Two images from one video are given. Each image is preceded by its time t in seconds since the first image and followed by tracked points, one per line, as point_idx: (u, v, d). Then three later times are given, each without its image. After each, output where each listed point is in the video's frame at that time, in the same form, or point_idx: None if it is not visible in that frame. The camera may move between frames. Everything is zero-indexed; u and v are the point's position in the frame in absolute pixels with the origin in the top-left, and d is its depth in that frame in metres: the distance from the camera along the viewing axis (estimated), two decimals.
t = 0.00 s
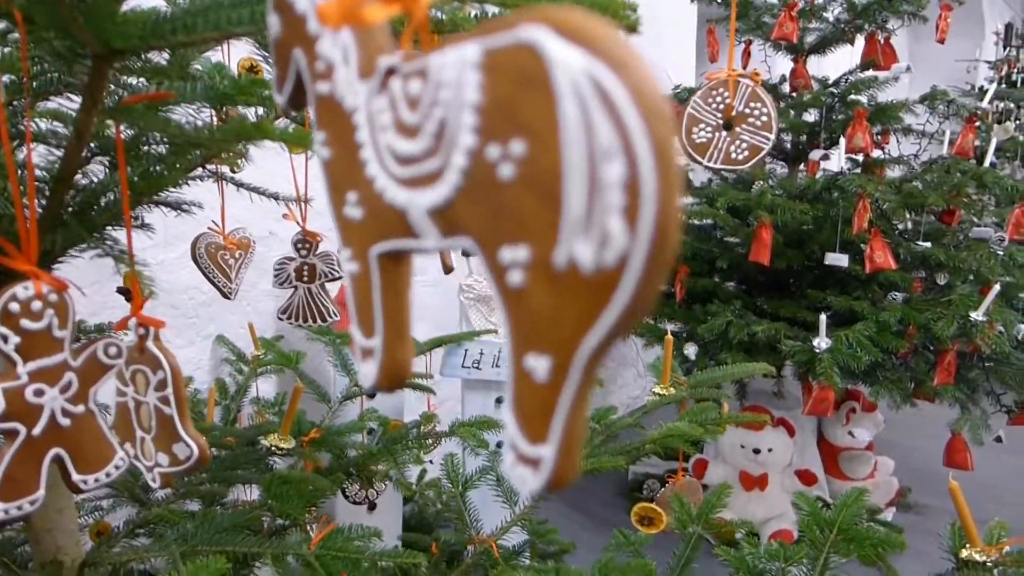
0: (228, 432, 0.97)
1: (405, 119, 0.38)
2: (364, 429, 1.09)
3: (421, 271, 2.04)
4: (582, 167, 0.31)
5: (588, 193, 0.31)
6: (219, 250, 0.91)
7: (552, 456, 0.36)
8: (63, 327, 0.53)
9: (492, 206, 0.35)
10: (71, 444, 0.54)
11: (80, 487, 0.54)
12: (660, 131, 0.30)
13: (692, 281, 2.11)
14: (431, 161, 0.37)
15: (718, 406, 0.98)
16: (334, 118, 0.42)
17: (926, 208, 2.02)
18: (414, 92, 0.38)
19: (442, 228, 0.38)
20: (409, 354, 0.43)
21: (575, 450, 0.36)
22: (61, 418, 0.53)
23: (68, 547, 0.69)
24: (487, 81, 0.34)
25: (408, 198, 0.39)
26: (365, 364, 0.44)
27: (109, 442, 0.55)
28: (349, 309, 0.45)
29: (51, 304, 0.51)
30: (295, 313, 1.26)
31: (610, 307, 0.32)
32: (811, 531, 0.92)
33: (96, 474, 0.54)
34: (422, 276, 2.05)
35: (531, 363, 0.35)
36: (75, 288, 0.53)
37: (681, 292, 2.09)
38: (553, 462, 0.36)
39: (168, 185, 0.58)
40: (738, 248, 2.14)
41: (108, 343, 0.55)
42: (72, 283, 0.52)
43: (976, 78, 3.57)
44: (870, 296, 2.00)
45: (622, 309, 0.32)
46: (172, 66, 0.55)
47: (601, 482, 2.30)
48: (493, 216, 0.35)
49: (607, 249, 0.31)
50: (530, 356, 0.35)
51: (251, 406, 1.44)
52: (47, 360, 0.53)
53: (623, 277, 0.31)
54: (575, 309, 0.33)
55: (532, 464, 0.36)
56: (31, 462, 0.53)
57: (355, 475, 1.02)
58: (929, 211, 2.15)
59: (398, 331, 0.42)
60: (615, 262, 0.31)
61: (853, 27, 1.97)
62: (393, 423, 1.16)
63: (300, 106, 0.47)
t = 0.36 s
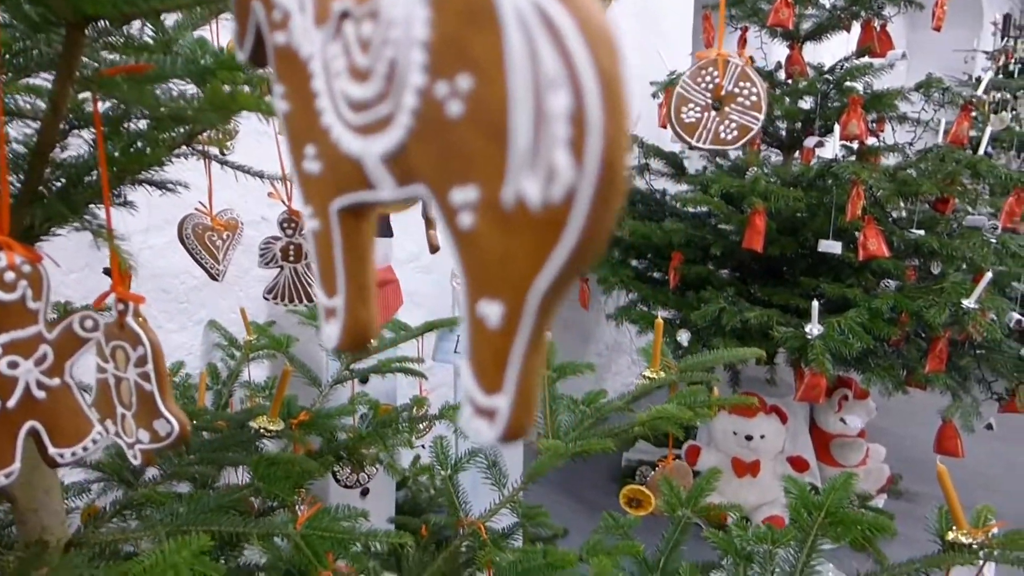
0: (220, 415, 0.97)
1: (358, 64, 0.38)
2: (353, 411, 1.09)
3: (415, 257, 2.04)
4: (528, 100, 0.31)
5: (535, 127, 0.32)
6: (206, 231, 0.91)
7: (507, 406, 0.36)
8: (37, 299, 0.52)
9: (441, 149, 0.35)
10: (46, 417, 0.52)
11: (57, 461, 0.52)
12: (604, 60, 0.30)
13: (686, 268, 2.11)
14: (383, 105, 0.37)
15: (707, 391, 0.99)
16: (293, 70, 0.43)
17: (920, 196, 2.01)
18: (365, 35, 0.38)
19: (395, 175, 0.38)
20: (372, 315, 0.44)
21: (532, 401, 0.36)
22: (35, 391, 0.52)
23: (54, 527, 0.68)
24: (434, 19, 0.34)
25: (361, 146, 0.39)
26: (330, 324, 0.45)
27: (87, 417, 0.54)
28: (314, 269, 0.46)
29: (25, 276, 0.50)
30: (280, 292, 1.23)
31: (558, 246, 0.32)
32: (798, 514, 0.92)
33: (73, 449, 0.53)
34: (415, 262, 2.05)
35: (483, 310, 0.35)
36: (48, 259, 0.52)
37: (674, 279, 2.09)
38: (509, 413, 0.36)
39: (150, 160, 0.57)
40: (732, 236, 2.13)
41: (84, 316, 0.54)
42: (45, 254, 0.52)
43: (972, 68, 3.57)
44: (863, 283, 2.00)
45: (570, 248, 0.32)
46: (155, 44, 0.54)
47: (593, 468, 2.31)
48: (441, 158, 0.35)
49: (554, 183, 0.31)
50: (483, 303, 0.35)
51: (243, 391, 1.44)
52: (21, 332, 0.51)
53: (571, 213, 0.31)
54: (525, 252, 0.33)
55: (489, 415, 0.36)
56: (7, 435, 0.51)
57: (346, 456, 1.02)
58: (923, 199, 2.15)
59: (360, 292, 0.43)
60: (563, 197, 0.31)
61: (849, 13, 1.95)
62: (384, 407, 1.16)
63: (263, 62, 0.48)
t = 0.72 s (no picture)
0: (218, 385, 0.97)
1: None
2: (352, 382, 1.09)
3: (414, 232, 2.04)
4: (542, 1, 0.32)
5: (548, 29, 0.32)
6: (205, 197, 0.90)
7: (516, 327, 0.36)
8: (33, 250, 0.51)
9: (449, 61, 0.36)
10: (42, 369, 0.51)
11: (53, 415, 0.51)
12: None
13: (686, 248, 2.10)
14: (388, 20, 0.38)
15: (707, 362, 0.98)
16: None
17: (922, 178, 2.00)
18: None
19: (400, 95, 0.38)
20: (370, 252, 0.45)
21: (539, 321, 0.37)
22: (31, 343, 0.51)
23: (51, 489, 0.68)
24: None
25: (364, 65, 0.39)
26: (330, 260, 0.45)
27: (83, 373, 0.53)
28: (312, 205, 0.46)
29: (19, 225, 0.50)
30: (279, 257, 1.23)
31: (571, 151, 0.33)
32: (795, 489, 0.92)
33: (69, 402, 0.52)
34: (415, 238, 2.04)
35: (492, 228, 0.35)
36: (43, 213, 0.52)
37: (674, 258, 2.09)
38: (517, 335, 0.36)
39: (147, 118, 0.56)
40: (733, 215, 2.13)
41: (80, 269, 0.53)
42: (39, 207, 0.51)
43: (978, 52, 3.54)
44: (864, 265, 2.00)
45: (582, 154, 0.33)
46: (153, 1, 0.53)
47: (590, 446, 2.31)
48: (449, 70, 0.36)
49: (567, 85, 0.32)
50: (491, 220, 0.35)
51: (242, 362, 1.44)
52: (16, 283, 0.50)
53: (585, 115, 0.32)
54: (537, 161, 0.34)
55: (497, 336, 0.37)
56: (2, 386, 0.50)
57: (343, 426, 1.02)
58: (925, 181, 2.14)
59: (361, 227, 0.44)
60: (577, 98, 0.32)
61: None
62: (382, 378, 1.16)
63: None
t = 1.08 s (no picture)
0: (234, 354, 0.97)
1: None
2: (367, 350, 1.09)
3: (427, 205, 2.03)
4: None
5: None
6: (221, 162, 0.90)
7: (571, 237, 0.36)
8: (57, 200, 0.51)
9: None
10: (66, 320, 0.52)
11: (77, 365, 0.51)
12: None
13: (700, 222, 2.09)
14: None
15: (725, 332, 0.97)
16: None
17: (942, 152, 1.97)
18: None
19: (452, 4, 0.38)
20: (404, 178, 0.44)
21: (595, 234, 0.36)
22: (56, 294, 0.51)
23: (72, 449, 0.69)
24: None
25: None
26: (366, 188, 0.45)
27: (108, 325, 0.53)
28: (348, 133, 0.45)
29: (42, 173, 0.50)
30: (297, 220, 1.24)
31: (638, 44, 0.32)
32: (812, 460, 0.92)
33: (93, 354, 0.52)
34: (427, 211, 2.04)
35: (548, 132, 0.35)
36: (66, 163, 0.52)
37: (688, 233, 2.07)
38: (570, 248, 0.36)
39: (166, 74, 0.56)
40: (748, 190, 2.10)
41: (104, 221, 0.52)
42: (63, 157, 0.51)
43: (1000, 26, 3.47)
44: (880, 240, 1.98)
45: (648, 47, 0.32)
46: None
47: (602, 421, 2.32)
48: None
49: None
50: (549, 124, 0.35)
51: (257, 332, 1.44)
52: (41, 232, 0.50)
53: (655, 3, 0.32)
54: (600, 58, 0.33)
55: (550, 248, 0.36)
56: (27, 336, 0.50)
57: (358, 394, 1.02)
58: (944, 156, 2.11)
59: (397, 157, 0.44)
60: None
61: None
62: (397, 347, 1.16)
63: None
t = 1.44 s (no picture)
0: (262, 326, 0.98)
1: None
2: (394, 323, 1.10)
3: (450, 183, 2.03)
4: None
5: None
6: (252, 133, 0.91)
7: (643, 165, 0.37)
8: (103, 158, 0.51)
9: None
10: (111, 279, 0.52)
11: (122, 324, 0.52)
12: None
13: (726, 201, 2.06)
14: None
15: (753, 307, 0.96)
16: None
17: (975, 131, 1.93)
18: None
19: None
20: (461, 119, 0.47)
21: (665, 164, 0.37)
22: (101, 252, 0.52)
23: (109, 414, 0.70)
24: None
25: None
26: (426, 131, 0.48)
27: (150, 284, 0.54)
28: (408, 77, 0.49)
29: (90, 132, 0.50)
30: (330, 189, 1.26)
31: None
32: (841, 437, 0.91)
33: (137, 313, 0.53)
34: (451, 188, 2.04)
35: (626, 55, 0.35)
36: (112, 123, 0.52)
37: (713, 212, 2.05)
38: (641, 177, 0.37)
39: (203, 42, 0.56)
40: (775, 168, 2.08)
41: (147, 180, 0.53)
42: (109, 116, 0.51)
43: None
44: (909, 221, 1.95)
45: None
46: None
47: (623, 401, 2.32)
48: None
49: None
50: (625, 46, 0.35)
51: (283, 307, 1.45)
52: (87, 191, 0.51)
53: None
54: None
55: (619, 177, 0.38)
56: (74, 293, 0.51)
57: (385, 367, 1.02)
58: (977, 134, 2.06)
59: (453, 98, 0.46)
60: None
61: None
62: (422, 321, 1.17)
63: None
